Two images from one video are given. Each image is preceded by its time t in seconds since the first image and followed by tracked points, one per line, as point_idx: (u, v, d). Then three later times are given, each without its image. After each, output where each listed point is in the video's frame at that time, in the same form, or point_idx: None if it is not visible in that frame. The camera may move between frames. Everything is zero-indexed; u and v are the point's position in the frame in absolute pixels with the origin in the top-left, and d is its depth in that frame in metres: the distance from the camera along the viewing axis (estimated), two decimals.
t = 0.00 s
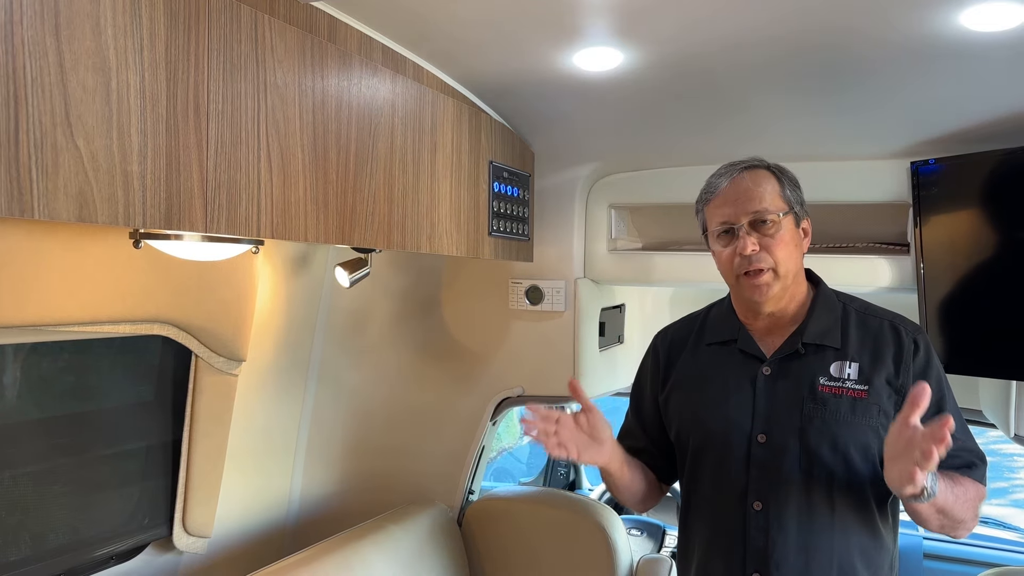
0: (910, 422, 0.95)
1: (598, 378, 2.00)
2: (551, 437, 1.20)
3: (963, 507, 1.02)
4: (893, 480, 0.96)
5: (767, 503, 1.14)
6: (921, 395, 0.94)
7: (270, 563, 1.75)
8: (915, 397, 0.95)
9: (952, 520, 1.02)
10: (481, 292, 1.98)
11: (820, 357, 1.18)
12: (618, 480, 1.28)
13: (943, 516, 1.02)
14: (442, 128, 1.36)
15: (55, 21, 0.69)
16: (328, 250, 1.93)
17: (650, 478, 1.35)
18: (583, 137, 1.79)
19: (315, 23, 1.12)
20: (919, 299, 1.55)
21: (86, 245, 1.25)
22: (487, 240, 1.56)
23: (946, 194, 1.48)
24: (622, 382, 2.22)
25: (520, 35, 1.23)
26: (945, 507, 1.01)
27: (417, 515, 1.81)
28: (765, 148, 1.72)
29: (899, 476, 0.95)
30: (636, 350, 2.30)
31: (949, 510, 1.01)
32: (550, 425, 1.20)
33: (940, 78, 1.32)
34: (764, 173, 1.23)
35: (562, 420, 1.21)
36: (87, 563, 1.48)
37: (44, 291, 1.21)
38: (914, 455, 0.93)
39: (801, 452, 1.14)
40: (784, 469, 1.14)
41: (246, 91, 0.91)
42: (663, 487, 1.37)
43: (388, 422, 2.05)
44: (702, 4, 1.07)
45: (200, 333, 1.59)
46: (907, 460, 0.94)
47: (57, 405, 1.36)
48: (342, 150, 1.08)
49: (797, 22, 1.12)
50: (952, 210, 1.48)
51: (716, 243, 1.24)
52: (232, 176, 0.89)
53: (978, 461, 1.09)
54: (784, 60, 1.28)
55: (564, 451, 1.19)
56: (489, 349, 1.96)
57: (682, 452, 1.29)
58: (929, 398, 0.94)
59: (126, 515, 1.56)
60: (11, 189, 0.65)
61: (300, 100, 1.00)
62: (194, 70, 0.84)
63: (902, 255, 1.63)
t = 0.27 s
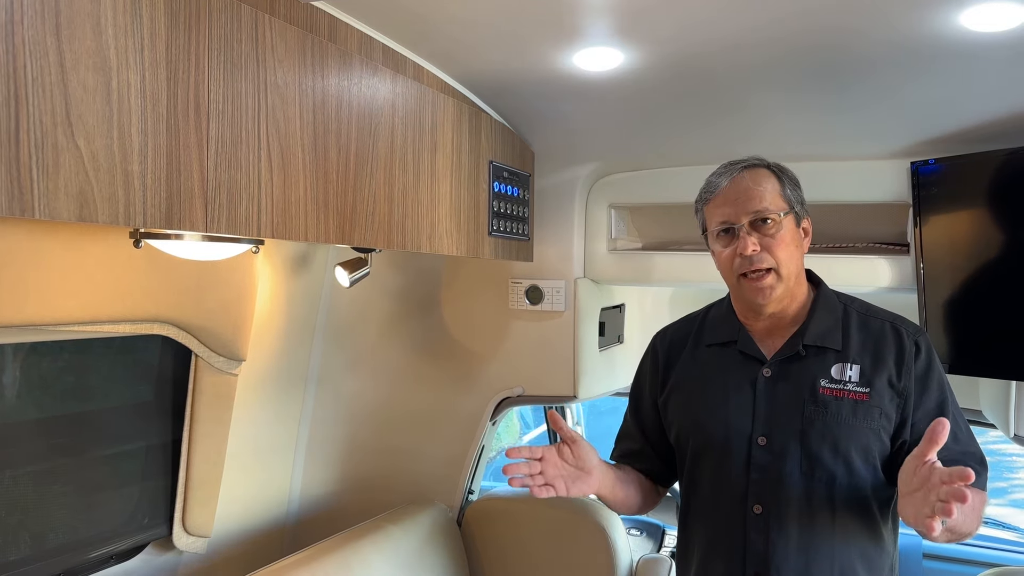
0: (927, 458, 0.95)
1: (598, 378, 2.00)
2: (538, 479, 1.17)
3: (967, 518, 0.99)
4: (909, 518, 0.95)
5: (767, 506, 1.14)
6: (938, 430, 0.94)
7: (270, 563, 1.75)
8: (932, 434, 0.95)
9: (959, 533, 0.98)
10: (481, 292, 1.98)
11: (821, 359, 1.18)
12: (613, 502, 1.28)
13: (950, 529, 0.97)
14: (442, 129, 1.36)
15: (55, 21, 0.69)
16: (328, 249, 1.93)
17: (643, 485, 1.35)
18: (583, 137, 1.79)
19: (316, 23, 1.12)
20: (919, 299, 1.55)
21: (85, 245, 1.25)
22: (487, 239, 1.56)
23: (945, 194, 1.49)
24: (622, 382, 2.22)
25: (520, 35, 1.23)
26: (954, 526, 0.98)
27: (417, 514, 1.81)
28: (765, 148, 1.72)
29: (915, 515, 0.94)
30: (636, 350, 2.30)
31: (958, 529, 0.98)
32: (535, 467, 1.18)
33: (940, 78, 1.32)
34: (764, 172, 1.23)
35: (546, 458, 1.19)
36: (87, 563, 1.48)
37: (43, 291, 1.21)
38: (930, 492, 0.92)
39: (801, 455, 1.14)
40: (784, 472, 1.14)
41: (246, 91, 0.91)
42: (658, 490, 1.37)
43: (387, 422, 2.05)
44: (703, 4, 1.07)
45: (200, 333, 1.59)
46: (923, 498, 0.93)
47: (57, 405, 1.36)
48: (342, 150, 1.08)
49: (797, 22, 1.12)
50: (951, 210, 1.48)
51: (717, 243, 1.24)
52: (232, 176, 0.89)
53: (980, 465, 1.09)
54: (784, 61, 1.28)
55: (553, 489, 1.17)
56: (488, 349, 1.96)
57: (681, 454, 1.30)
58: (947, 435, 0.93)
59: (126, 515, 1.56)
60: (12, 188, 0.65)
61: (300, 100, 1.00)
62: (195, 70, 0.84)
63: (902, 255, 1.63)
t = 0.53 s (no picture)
0: (927, 433, 0.94)
1: (598, 379, 2.00)
2: (538, 448, 1.17)
3: (970, 513, 1.03)
4: (909, 492, 0.95)
5: (766, 508, 1.14)
6: (937, 405, 0.92)
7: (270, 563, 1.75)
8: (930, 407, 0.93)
9: (961, 526, 1.02)
10: (480, 292, 1.98)
11: (819, 360, 1.18)
12: (610, 486, 1.27)
13: (951, 523, 1.02)
14: (442, 129, 1.36)
15: (56, 22, 0.69)
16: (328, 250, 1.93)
17: (643, 482, 1.35)
18: (582, 137, 1.79)
19: (316, 23, 1.12)
20: (919, 300, 1.55)
21: (86, 245, 1.25)
22: (487, 239, 1.56)
23: (945, 194, 1.49)
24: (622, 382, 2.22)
25: (520, 35, 1.23)
26: (953, 515, 1.01)
27: (417, 514, 1.81)
28: (765, 148, 1.72)
29: (915, 488, 0.94)
30: (636, 350, 2.30)
31: (957, 518, 1.01)
32: (536, 437, 1.18)
33: (939, 78, 1.32)
34: (764, 170, 1.24)
35: (547, 429, 1.19)
36: (87, 563, 1.48)
37: (44, 292, 1.21)
38: (930, 464, 0.92)
39: (800, 456, 1.14)
40: (783, 473, 1.14)
41: (247, 91, 0.91)
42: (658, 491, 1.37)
43: (386, 422, 2.05)
44: (703, 5, 1.07)
45: (200, 333, 1.59)
46: (923, 471, 0.93)
47: (57, 405, 1.36)
48: (342, 150, 1.08)
49: (797, 23, 1.12)
50: (951, 210, 1.48)
51: (716, 240, 1.24)
52: (233, 176, 0.89)
53: (980, 465, 1.09)
54: (784, 61, 1.28)
55: (552, 461, 1.17)
56: (488, 349, 1.96)
57: (680, 455, 1.29)
58: (947, 408, 0.91)
59: (126, 515, 1.56)
60: (13, 189, 0.65)
61: (300, 100, 1.00)
62: (196, 71, 0.84)
63: (901, 255, 1.63)
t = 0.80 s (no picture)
0: (923, 407, 0.95)
1: (598, 379, 2.00)
2: (547, 421, 1.20)
3: (969, 503, 1.03)
4: (904, 466, 0.95)
5: (764, 506, 1.14)
6: (934, 379, 0.94)
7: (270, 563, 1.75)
8: (927, 382, 0.94)
9: (958, 515, 1.02)
10: (481, 292, 1.98)
11: (818, 357, 1.18)
12: (613, 473, 1.27)
13: (949, 512, 1.02)
14: (442, 129, 1.36)
15: (57, 22, 0.69)
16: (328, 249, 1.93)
17: (644, 477, 1.35)
18: (582, 137, 1.79)
19: (316, 23, 1.12)
20: (920, 300, 1.55)
21: (86, 245, 1.25)
22: (487, 239, 1.56)
23: (945, 195, 1.49)
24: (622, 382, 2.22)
25: (520, 35, 1.23)
26: (951, 502, 1.01)
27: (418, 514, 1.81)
28: (765, 148, 1.72)
29: (911, 461, 0.93)
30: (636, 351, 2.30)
31: (955, 505, 1.01)
32: (546, 411, 1.21)
33: (940, 78, 1.32)
34: (763, 167, 1.24)
35: (556, 406, 1.22)
36: (88, 563, 1.48)
37: (45, 292, 1.21)
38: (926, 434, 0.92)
39: (798, 454, 1.14)
40: (781, 471, 1.14)
41: (247, 91, 0.92)
42: (659, 490, 1.37)
43: (386, 422, 2.05)
44: (703, 5, 1.07)
45: (200, 333, 1.59)
46: (920, 442, 0.93)
47: (58, 406, 1.36)
48: (342, 150, 1.08)
49: (798, 23, 1.12)
50: (951, 210, 1.48)
51: (715, 235, 1.24)
52: (233, 176, 0.89)
53: (979, 463, 1.09)
54: (784, 61, 1.28)
55: (560, 435, 1.19)
56: (489, 349, 1.96)
57: (678, 453, 1.29)
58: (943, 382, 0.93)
59: (126, 515, 1.56)
60: (14, 189, 0.65)
61: (300, 100, 1.00)
62: (196, 71, 0.84)
63: (902, 255, 1.63)
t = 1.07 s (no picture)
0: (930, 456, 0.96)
1: (598, 379, 2.00)
2: (534, 471, 1.19)
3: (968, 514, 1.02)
4: (913, 515, 0.95)
5: (763, 508, 1.15)
6: (942, 429, 0.97)
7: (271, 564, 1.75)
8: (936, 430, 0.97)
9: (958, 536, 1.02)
10: (481, 293, 1.98)
11: (817, 359, 1.18)
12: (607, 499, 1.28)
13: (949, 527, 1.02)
14: (442, 129, 1.36)
15: (57, 23, 0.69)
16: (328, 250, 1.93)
17: (638, 482, 1.36)
18: (582, 138, 1.79)
19: (316, 24, 1.11)
20: (919, 300, 1.55)
21: (86, 246, 1.25)
22: (487, 240, 1.56)
23: (945, 195, 1.49)
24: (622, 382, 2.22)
25: (520, 36, 1.23)
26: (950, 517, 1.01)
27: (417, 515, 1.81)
28: (765, 148, 1.72)
29: (920, 512, 0.94)
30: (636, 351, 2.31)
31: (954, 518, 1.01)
32: (530, 461, 1.19)
33: (939, 79, 1.32)
34: (762, 170, 1.23)
35: (542, 450, 1.21)
36: (87, 564, 1.48)
37: (45, 293, 1.21)
38: (935, 487, 0.93)
39: (796, 456, 1.14)
40: (780, 473, 1.14)
41: (247, 92, 0.92)
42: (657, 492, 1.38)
43: (386, 423, 2.05)
44: (703, 5, 1.07)
45: (200, 334, 1.59)
46: (928, 495, 0.94)
47: (57, 406, 1.36)
48: (342, 150, 1.08)
49: (797, 24, 1.12)
50: (951, 210, 1.48)
51: (714, 239, 1.24)
52: (233, 177, 0.89)
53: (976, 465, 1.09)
54: (784, 62, 1.28)
55: (552, 483, 1.18)
56: (488, 350, 1.96)
57: (678, 454, 1.30)
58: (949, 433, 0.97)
59: (126, 516, 1.56)
60: (14, 190, 0.65)
61: (300, 101, 1.00)
62: (196, 72, 0.84)
63: (901, 256, 1.63)
